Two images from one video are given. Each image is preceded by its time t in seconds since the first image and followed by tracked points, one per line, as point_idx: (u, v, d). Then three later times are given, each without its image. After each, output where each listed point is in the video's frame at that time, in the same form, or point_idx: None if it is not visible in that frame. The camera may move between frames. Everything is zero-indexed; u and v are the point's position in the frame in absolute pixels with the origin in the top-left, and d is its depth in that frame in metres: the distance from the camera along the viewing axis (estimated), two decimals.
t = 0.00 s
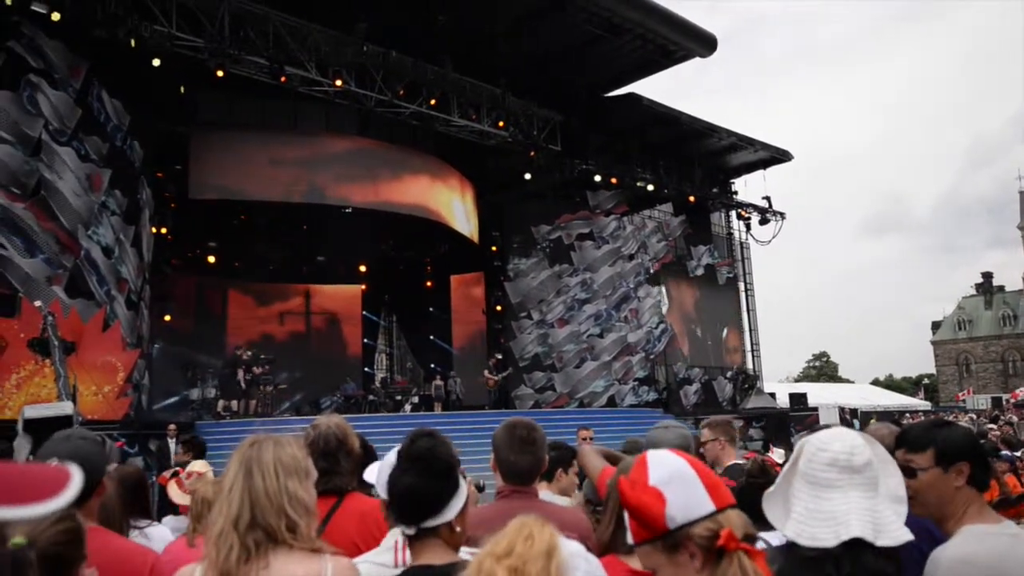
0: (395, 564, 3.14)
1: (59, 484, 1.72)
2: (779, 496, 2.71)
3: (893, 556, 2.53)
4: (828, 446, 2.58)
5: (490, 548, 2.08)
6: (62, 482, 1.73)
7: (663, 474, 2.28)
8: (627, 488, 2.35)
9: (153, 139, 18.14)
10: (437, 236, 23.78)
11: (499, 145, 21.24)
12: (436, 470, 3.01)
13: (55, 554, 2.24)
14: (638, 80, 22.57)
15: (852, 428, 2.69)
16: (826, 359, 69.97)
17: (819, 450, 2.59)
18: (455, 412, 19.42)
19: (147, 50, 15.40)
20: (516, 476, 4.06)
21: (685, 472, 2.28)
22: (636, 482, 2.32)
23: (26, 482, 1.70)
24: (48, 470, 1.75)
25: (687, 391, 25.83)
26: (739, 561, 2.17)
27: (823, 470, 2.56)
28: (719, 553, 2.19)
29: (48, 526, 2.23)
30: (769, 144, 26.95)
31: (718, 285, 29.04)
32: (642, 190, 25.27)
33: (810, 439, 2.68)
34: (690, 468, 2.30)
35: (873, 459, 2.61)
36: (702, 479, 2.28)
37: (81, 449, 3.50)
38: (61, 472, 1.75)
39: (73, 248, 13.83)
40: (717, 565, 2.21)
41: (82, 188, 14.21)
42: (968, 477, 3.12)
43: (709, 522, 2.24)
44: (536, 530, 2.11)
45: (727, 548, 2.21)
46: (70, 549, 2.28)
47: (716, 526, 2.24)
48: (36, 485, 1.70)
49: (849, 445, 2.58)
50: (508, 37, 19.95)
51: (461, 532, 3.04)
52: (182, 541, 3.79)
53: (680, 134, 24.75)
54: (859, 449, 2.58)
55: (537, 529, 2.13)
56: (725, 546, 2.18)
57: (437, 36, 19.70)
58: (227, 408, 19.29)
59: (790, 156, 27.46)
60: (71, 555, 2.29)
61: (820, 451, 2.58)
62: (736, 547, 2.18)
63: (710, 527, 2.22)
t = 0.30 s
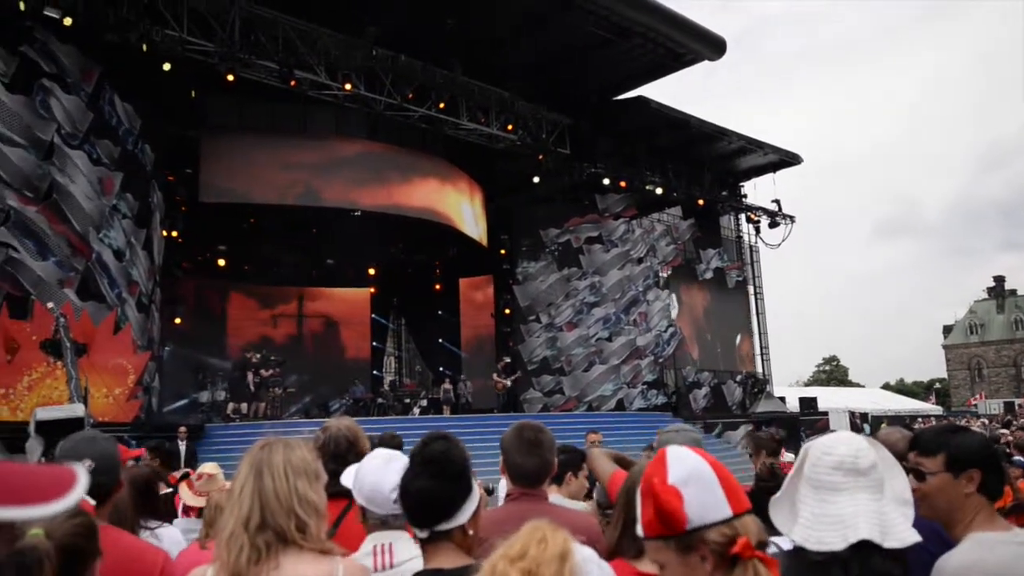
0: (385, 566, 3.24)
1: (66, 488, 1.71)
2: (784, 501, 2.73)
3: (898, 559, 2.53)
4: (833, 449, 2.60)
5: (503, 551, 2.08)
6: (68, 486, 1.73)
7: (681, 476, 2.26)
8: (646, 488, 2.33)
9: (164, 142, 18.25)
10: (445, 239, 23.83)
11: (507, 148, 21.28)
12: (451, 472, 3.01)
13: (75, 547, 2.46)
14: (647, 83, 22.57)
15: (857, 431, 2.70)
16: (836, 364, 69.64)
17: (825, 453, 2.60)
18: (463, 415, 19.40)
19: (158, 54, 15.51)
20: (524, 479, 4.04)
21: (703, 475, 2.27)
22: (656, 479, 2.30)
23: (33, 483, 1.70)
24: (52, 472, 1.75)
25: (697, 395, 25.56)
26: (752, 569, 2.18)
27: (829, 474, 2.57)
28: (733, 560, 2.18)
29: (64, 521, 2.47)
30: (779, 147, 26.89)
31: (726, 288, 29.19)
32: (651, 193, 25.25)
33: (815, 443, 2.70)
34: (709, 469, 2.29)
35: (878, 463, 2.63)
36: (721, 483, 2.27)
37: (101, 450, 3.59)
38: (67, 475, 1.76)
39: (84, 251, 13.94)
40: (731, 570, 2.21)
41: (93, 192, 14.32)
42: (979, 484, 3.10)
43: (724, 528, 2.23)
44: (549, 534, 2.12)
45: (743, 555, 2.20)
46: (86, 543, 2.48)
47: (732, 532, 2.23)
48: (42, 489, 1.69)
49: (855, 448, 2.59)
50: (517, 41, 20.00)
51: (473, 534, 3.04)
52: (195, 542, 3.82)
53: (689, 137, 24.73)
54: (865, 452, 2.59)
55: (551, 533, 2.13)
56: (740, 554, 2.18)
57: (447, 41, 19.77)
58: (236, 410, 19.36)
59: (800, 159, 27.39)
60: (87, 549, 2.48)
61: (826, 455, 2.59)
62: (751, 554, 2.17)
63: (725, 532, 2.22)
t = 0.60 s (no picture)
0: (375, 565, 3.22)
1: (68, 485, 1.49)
2: (794, 500, 2.73)
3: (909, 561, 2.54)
4: (845, 450, 2.58)
5: (515, 551, 2.05)
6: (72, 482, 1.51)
7: (687, 491, 2.27)
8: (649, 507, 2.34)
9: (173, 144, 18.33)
10: (454, 241, 23.86)
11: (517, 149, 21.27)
12: (460, 472, 3.00)
13: (85, 559, 2.52)
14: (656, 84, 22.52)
15: (868, 432, 2.68)
16: (845, 366, 69.33)
17: (836, 455, 2.58)
18: (472, 417, 19.40)
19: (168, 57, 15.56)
20: (532, 478, 4.05)
21: (709, 490, 2.28)
22: (659, 495, 2.31)
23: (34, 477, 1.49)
24: (54, 470, 1.53)
25: (706, 397, 25.33)
26: None
27: (841, 476, 2.56)
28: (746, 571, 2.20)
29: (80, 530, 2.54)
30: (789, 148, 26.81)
31: (736, 289, 29.08)
32: (660, 195, 25.21)
33: (826, 444, 2.68)
34: (714, 483, 2.31)
35: (890, 463, 2.62)
36: (727, 496, 2.30)
37: (111, 450, 3.60)
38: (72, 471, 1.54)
39: (95, 253, 14.00)
40: None
41: (104, 194, 14.37)
42: (988, 485, 3.08)
43: (734, 542, 2.25)
44: (561, 534, 2.09)
45: (754, 567, 2.22)
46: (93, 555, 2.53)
47: (742, 546, 2.26)
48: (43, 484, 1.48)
49: (867, 449, 2.57)
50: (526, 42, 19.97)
51: (482, 535, 3.04)
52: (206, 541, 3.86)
53: (698, 138, 24.67)
54: (877, 454, 2.57)
55: (562, 533, 2.10)
56: (753, 564, 2.21)
57: (456, 42, 19.80)
58: (246, 412, 19.39)
59: (809, 160, 27.30)
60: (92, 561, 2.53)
61: (838, 457, 2.58)
62: (762, 565, 2.20)
63: (736, 545, 2.24)
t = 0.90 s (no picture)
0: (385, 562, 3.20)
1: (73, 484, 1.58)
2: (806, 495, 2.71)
3: (922, 556, 2.53)
4: (857, 445, 2.58)
5: (527, 548, 2.06)
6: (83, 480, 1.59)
7: (691, 500, 2.27)
8: (654, 520, 2.34)
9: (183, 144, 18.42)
10: (463, 239, 23.86)
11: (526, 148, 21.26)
12: (472, 469, 3.01)
13: (88, 557, 2.58)
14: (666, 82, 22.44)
15: (879, 428, 2.69)
16: (856, 363, 68.99)
17: (849, 450, 2.58)
18: (482, 416, 19.40)
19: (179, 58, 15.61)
20: (543, 475, 4.05)
21: (713, 500, 2.26)
22: (662, 508, 2.31)
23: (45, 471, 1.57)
24: (64, 464, 1.61)
25: (717, 395, 25.54)
26: None
27: (854, 469, 2.55)
28: None
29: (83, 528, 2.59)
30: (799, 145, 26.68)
31: (747, 287, 28.98)
32: (670, 193, 25.14)
33: (837, 440, 2.68)
34: (718, 493, 2.29)
35: (902, 459, 2.62)
36: (730, 505, 2.28)
37: (122, 448, 3.61)
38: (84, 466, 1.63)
39: (107, 254, 14.09)
40: None
41: (116, 195, 14.45)
42: (1005, 481, 3.06)
43: (739, 554, 2.23)
44: (573, 531, 2.10)
45: None
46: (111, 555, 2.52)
47: (747, 557, 2.24)
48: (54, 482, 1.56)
49: (879, 444, 2.57)
50: (535, 41, 19.91)
51: (495, 531, 3.05)
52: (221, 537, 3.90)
53: (708, 135, 24.58)
54: (889, 448, 2.58)
55: (574, 529, 2.12)
56: None
57: (465, 42, 19.80)
58: (257, 411, 19.48)
59: (820, 157, 27.17)
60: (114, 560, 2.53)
61: (850, 451, 2.57)
62: None
63: (741, 557, 2.22)
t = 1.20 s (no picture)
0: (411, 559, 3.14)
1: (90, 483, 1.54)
2: (829, 494, 2.65)
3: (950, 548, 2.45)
4: (878, 438, 2.53)
5: (549, 546, 2.06)
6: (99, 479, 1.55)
7: (710, 510, 2.23)
8: (676, 533, 2.30)
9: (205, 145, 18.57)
10: (483, 238, 23.88)
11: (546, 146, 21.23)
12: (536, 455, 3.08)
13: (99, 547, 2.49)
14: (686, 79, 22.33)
15: (901, 424, 2.64)
16: (881, 361, 68.44)
17: (868, 444, 2.54)
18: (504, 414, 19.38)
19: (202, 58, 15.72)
20: (566, 473, 4.03)
21: (732, 509, 2.22)
22: (683, 519, 2.27)
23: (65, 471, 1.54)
24: (83, 462, 1.58)
25: (738, 393, 25.51)
26: None
27: (874, 463, 2.51)
28: None
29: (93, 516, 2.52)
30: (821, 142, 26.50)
31: (769, 285, 28.79)
32: (691, 190, 25.01)
33: (858, 436, 2.63)
34: (738, 501, 2.24)
35: (926, 454, 2.56)
36: (750, 513, 2.23)
37: (149, 446, 3.49)
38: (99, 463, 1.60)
39: (131, 253, 14.22)
40: None
41: (139, 195, 14.57)
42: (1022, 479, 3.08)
43: (763, 560, 2.19)
44: (595, 530, 2.09)
45: None
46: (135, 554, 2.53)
47: (771, 564, 2.19)
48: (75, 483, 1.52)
49: (900, 437, 2.52)
50: (554, 39, 19.88)
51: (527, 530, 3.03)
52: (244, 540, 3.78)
53: (729, 132, 24.44)
54: (911, 441, 2.52)
55: (597, 529, 2.11)
56: None
57: (485, 42, 19.82)
58: (280, 409, 19.57)
59: (843, 154, 26.93)
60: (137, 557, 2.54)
61: (870, 445, 2.53)
62: None
63: (764, 564, 2.18)
